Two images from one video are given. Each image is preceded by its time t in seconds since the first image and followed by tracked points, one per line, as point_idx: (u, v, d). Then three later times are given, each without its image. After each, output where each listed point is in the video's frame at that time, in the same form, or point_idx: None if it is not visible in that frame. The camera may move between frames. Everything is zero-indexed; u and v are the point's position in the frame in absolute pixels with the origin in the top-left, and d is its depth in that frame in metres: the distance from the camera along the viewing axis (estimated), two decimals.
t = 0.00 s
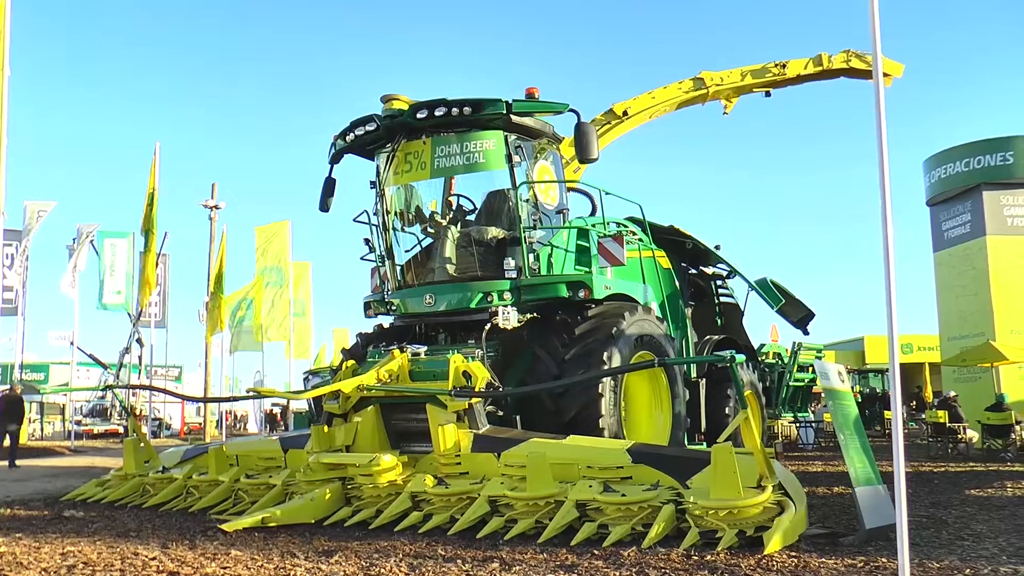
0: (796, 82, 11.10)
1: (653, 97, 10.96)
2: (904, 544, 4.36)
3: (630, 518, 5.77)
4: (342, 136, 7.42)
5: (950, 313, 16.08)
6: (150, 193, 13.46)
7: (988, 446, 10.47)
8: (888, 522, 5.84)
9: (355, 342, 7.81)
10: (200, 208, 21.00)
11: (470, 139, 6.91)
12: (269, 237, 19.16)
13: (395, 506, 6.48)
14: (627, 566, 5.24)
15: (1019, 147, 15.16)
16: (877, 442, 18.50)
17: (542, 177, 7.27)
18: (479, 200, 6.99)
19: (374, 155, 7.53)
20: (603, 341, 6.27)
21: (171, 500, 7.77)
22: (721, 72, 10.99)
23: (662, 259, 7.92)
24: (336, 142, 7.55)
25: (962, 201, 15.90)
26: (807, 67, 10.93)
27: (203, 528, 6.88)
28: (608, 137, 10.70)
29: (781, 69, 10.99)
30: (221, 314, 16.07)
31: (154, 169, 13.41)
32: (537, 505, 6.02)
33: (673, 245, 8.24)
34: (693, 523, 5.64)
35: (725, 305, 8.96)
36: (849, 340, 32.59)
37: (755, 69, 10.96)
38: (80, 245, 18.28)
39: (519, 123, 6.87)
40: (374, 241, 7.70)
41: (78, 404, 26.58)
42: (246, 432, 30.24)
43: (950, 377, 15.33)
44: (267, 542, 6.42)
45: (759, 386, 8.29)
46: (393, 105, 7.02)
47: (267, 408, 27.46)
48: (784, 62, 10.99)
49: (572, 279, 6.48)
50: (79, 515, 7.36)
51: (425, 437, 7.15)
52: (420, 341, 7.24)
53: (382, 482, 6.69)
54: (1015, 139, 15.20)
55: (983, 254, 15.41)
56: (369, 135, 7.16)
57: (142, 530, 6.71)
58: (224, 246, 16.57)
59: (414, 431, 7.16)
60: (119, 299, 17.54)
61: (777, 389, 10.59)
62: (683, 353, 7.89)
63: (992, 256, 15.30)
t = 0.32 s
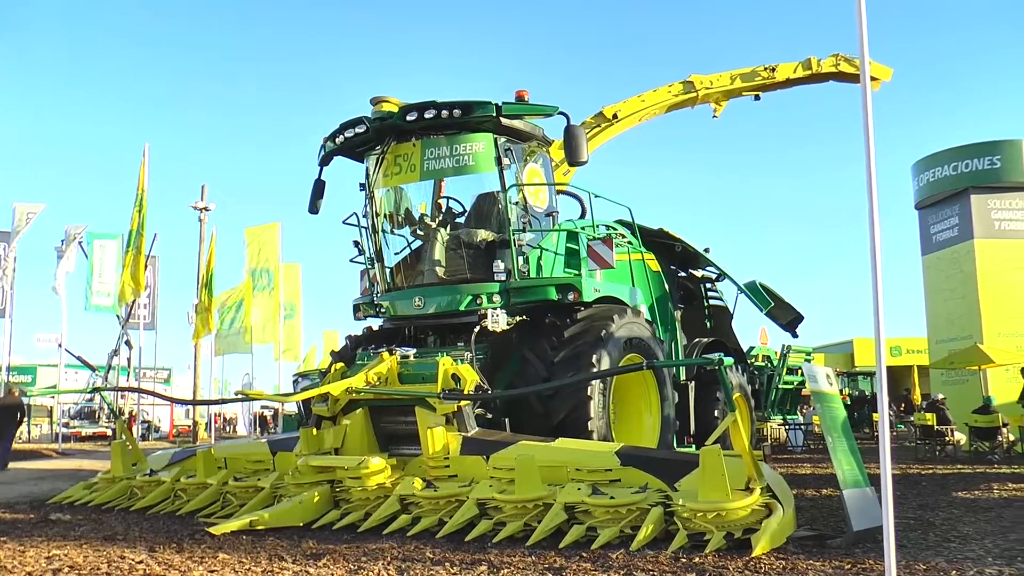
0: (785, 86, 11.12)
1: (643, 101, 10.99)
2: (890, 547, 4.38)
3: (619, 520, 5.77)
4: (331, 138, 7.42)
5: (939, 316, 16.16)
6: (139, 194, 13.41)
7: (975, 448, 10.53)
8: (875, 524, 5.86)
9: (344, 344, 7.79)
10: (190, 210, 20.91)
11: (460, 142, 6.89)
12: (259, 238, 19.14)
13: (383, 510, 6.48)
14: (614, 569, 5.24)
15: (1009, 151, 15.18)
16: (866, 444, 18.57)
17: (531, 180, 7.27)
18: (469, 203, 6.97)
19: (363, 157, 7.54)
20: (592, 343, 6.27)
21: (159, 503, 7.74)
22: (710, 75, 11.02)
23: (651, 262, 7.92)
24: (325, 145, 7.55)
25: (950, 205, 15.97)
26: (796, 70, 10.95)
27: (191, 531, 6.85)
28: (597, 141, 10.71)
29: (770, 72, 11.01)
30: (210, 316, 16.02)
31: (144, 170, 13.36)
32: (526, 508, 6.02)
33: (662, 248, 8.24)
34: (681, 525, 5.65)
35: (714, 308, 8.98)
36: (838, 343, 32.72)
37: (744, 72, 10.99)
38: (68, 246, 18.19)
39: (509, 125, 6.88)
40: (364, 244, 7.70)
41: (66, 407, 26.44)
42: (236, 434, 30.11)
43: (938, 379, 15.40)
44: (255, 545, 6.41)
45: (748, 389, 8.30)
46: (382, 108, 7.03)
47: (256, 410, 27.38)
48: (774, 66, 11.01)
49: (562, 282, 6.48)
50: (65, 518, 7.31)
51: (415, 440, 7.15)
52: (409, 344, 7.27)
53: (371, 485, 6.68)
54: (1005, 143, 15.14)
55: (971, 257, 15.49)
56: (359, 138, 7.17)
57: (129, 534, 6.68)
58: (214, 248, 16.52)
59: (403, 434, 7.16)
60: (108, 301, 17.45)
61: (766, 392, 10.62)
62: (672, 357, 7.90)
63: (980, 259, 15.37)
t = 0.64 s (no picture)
0: (768, 91, 11.13)
1: (625, 105, 11.02)
2: (868, 548, 4.41)
3: (599, 523, 5.78)
4: (314, 140, 7.44)
5: (919, 321, 16.28)
6: (120, 196, 13.33)
7: (954, 451, 10.62)
8: (854, 527, 5.89)
9: (326, 347, 7.77)
10: (173, 211, 20.80)
11: (442, 144, 6.91)
12: (241, 241, 19.08)
13: (364, 514, 6.47)
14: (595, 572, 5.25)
15: (988, 156, 15.29)
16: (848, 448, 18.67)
17: (513, 183, 7.26)
18: (451, 207, 6.98)
19: (346, 159, 7.54)
20: (574, 347, 6.28)
21: (138, 506, 7.68)
22: (693, 80, 11.07)
23: (634, 266, 7.94)
24: (307, 147, 7.56)
25: (930, 210, 16.11)
26: (778, 76, 11.00)
27: (170, 535, 6.80)
28: (580, 144, 10.74)
29: (752, 78, 11.08)
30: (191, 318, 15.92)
31: (124, 171, 13.29)
32: (506, 511, 6.02)
33: (644, 252, 8.26)
34: (661, 528, 5.65)
35: (696, 312, 9.03)
36: (820, 347, 32.91)
37: (726, 78, 11.06)
38: (48, 248, 18.04)
39: (492, 129, 6.91)
40: (346, 246, 7.67)
41: (44, 410, 26.17)
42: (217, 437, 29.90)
43: (918, 383, 15.51)
44: (234, 549, 6.37)
45: (729, 392, 8.33)
46: (365, 110, 7.04)
47: (238, 414, 27.23)
48: (756, 71, 11.08)
49: (544, 286, 6.48)
50: (42, 522, 7.24)
51: (395, 443, 7.13)
52: (390, 347, 7.27)
53: (351, 488, 6.67)
54: (986, 148, 15.24)
55: (951, 262, 15.64)
56: (342, 140, 7.18)
57: (106, 538, 6.62)
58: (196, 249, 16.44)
59: (383, 437, 7.13)
60: (88, 303, 17.31)
61: (748, 395, 10.66)
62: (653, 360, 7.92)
63: (959, 264, 15.51)
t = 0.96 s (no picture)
0: (736, 96, 11.28)
1: (593, 108, 11.06)
2: (828, 548, 4.46)
3: (564, 525, 5.77)
4: (281, 140, 7.39)
5: (885, 324, 16.51)
6: (83, 194, 13.16)
7: (917, 453, 10.77)
8: (817, 527, 5.92)
9: (292, 349, 7.70)
10: (140, 211, 20.59)
11: (410, 146, 6.90)
12: (208, 241, 18.91)
13: (329, 516, 6.42)
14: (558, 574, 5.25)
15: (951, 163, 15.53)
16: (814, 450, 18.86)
17: (481, 185, 7.28)
18: (419, 207, 6.94)
19: (313, 160, 7.51)
20: (540, 348, 6.29)
21: (100, 509, 7.56)
22: (661, 84, 11.15)
23: (601, 268, 7.97)
24: (274, 146, 7.52)
25: (896, 215, 16.32)
26: (746, 81, 11.13)
27: (132, 538, 6.70)
28: (549, 147, 10.77)
29: (720, 82, 11.16)
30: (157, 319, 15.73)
31: (87, 169, 13.13)
32: (472, 513, 6.02)
33: (612, 255, 8.30)
34: (626, 529, 5.67)
35: (664, 314, 9.09)
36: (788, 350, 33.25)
37: (695, 82, 11.12)
38: (10, 247, 17.76)
39: (460, 130, 6.91)
40: (313, 247, 7.66)
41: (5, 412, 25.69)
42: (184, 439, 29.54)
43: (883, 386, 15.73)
44: (197, 552, 6.30)
45: (696, 394, 8.38)
46: (332, 110, 7.02)
47: (205, 416, 26.94)
48: (724, 76, 11.16)
49: (510, 287, 6.50)
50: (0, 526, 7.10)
51: (361, 445, 7.09)
52: (357, 349, 7.24)
53: (317, 490, 6.63)
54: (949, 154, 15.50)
55: (915, 267, 15.87)
56: (309, 140, 7.16)
57: (66, 541, 6.51)
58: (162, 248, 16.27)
59: (349, 439, 7.10)
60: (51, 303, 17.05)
61: (715, 396, 10.74)
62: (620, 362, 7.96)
63: (924, 268, 15.73)
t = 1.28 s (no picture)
0: (698, 99, 11.38)
1: (556, 109, 11.09)
2: (783, 548, 4.50)
3: (522, 525, 5.77)
4: (241, 138, 7.33)
5: (844, 327, 16.76)
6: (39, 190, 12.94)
7: (874, 453, 10.95)
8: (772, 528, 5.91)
9: (252, 349, 7.64)
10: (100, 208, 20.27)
11: (371, 145, 6.90)
12: (169, 238, 18.65)
13: (287, 517, 6.37)
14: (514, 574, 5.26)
15: (909, 169, 15.80)
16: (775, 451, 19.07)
17: (442, 185, 7.27)
18: (379, 207, 6.92)
19: (274, 158, 7.47)
20: (500, 349, 6.30)
21: (53, 512, 7.42)
22: (624, 87, 11.21)
23: (562, 270, 7.99)
24: (234, 144, 7.45)
25: (855, 219, 16.56)
26: (708, 85, 11.25)
27: (84, 541, 6.58)
28: (511, 147, 10.78)
29: (683, 86, 11.24)
30: (116, 317, 15.49)
31: (42, 165, 12.96)
32: (431, 514, 6.00)
33: (573, 256, 8.34)
34: (584, 529, 5.66)
35: (625, 316, 9.16)
36: (751, 352, 33.61)
37: (657, 85, 11.20)
38: None
39: (421, 130, 6.93)
40: (273, 246, 7.59)
41: None
42: (144, 440, 29.08)
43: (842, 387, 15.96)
44: (152, 554, 6.21)
45: (656, 395, 8.43)
46: (294, 109, 6.99)
47: (164, 416, 26.57)
48: (686, 79, 11.25)
49: (470, 287, 6.51)
50: None
51: (321, 445, 7.06)
52: (316, 349, 7.21)
53: (274, 492, 6.56)
54: (906, 160, 15.77)
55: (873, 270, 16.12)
56: (271, 138, 7.13)
57: (16, 544, 6.38)
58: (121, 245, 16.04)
59: (308, 440, 7.05)
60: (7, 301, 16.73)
61: (676, 398, 10.82)
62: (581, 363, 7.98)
63: (882, 272, 15.98)
